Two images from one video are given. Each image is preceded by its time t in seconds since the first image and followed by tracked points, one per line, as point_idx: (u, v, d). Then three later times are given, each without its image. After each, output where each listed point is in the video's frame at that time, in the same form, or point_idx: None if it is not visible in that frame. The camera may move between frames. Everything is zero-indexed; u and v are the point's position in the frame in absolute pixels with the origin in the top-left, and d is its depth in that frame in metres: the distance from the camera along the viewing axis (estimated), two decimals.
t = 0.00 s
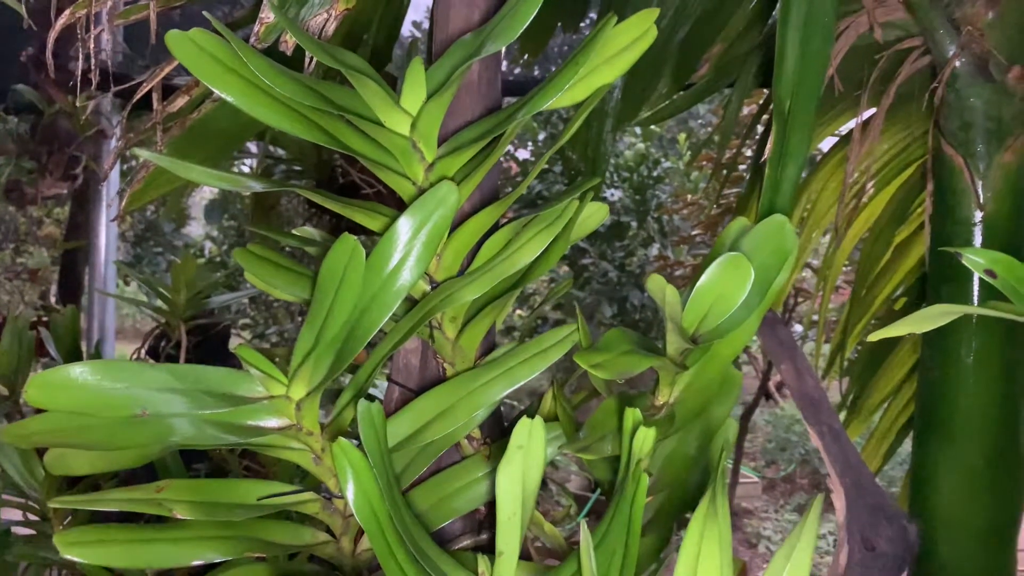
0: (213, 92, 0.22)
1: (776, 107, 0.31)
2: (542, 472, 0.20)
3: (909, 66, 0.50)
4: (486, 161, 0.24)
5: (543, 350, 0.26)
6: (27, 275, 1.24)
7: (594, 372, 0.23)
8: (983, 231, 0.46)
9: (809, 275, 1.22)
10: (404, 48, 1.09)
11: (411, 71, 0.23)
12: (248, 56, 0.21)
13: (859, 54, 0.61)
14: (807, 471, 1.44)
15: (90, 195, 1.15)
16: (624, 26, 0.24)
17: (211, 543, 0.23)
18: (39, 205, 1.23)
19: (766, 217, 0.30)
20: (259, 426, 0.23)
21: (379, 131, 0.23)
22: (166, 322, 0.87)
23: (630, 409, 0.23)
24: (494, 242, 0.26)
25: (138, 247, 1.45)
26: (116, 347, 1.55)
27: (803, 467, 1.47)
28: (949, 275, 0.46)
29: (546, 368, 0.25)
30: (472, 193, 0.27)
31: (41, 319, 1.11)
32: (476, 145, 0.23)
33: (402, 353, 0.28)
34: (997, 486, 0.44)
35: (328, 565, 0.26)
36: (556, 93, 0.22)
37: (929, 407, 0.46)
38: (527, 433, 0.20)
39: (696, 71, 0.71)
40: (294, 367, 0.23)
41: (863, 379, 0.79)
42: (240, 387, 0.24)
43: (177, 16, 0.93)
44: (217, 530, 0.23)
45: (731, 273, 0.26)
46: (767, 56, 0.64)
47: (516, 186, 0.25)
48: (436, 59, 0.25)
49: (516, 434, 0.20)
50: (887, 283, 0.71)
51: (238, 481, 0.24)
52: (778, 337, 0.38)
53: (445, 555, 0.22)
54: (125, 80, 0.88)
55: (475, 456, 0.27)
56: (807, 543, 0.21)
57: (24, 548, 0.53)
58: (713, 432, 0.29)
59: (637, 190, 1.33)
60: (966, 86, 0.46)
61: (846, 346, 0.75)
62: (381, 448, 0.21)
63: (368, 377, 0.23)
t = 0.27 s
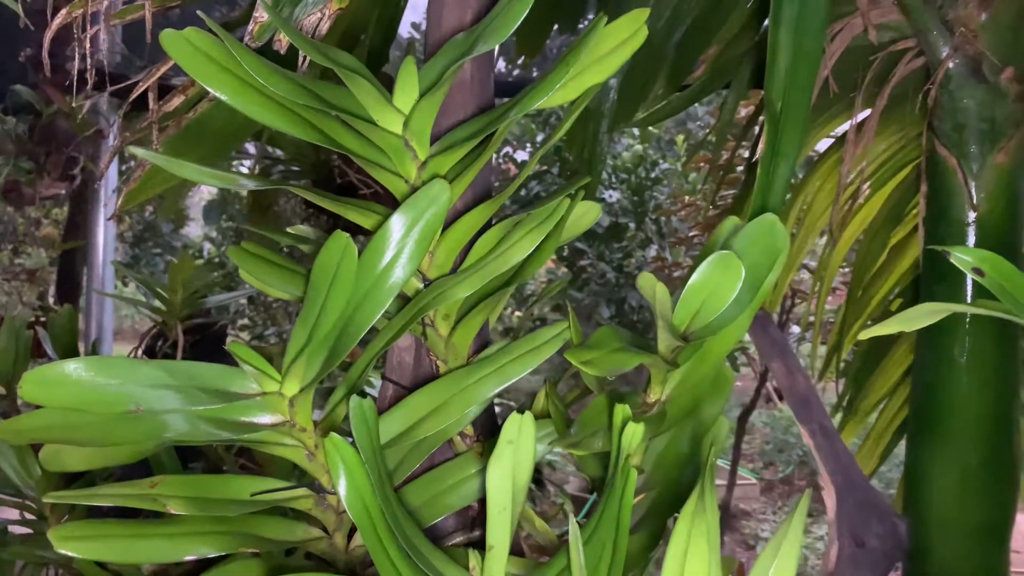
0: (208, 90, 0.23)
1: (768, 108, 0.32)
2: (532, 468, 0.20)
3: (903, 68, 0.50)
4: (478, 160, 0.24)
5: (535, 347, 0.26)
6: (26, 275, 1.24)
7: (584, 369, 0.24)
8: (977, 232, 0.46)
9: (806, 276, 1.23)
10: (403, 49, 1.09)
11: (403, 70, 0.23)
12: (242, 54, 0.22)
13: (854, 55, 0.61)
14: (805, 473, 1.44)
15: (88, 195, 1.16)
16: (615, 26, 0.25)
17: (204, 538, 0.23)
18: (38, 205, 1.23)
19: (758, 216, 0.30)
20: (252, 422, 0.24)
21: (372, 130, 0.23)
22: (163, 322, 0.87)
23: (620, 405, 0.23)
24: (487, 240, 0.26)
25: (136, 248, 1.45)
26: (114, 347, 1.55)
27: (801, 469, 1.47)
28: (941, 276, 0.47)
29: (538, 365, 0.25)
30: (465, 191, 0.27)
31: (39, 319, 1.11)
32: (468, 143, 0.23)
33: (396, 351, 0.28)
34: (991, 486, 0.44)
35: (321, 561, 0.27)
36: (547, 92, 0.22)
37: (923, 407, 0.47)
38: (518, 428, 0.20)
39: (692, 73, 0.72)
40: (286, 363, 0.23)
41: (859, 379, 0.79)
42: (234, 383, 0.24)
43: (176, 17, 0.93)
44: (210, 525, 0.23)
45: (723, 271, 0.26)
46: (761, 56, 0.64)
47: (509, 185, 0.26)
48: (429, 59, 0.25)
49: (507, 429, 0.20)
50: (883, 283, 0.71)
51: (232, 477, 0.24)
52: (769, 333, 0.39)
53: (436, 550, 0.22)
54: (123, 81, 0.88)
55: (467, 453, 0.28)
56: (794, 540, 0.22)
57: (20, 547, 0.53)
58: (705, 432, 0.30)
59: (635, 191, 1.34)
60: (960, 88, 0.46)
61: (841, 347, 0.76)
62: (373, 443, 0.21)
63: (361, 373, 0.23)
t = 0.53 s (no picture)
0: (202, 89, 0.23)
1: (761, 107, 0.32)
2: (522, 463, 0.21)
3: (898, 68, 0.51)
4: (471, 158, 0.24)
5: (527, 344, 0.26)
6: (26, 275, 1.24)
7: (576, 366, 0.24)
8: (971, 231, 0.46)
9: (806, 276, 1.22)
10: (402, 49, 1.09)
11: (396, 69, 0.23)
12: (235, 53, 0.22)
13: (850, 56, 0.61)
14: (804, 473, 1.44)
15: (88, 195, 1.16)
16: (606, 25, 0.25)
17: (198, 533, 0.23)
18: (38, 205, 1.23)
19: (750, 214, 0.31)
20: (246, 418, 0.24)
21: (365, 128, 0.23)
22: (162, 321, 0.87)
23: (610, 402, 0.24)
24: (480, 238, 0.26)
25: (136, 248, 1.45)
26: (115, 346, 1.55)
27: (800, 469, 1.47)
28: (937, 276, 0.47)
29: (530, 361, 0.26)
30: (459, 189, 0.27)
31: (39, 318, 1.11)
32: (460, 141, 0.24)
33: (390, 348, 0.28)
34: (984, 485, 0.44)
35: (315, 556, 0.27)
36: (538, 90, 0.22)
37: (918, 406, 0.47)
38: (508, 423, 0.20)
39: (690, 73, 0.72)
40: (281, 358, 0.24)
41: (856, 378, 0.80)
42: (227, 380, 0.24)
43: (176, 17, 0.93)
44: (204, 520, 0.24)
45: (715, 271, 0.26)
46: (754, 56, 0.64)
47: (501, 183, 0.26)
48: (422, 58, 0.25)
49: (497, 423, 0.20)
50: (882, 281, 0.72)
51: (226, 472, 0.25)
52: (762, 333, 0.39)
53: (428, 544, 0.23)
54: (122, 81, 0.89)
55: (460, 449, 0.28)
56: (782, 535, 0.22)
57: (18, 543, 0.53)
58: (697, 429, 0.30)
59: (635, 191, 1.34)
60: (954, 88, 0.47)
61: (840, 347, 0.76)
62: (365, 439, 0.22)
63: (354, 369, 0.23)
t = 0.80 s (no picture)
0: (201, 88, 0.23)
1: (761, 106, 0.32)
2: (520, 462, 0.21)
3: (899, 68, 0.51)
4: (470, 157, 0.24)
5: (526, 343, 0.26)
6: (29, 276, 1.25)
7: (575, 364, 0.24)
8: (972, 231, 0.46)
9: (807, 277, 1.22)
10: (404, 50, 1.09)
11: (395, 68, 0.23)
12: (234, 52, 0.22)
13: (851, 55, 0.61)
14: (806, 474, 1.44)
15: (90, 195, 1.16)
16: (604, 24, 0.25)
17: (197, 532, 0.23)
18: (41, 206, 1.23)
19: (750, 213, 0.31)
20: (245, 417, 0.24)
21: (364, 127, 0.23)
22: (163, 321, 0.87)
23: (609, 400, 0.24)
24: (479, 236, 0.26)
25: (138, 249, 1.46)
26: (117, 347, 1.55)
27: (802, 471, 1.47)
28: (938, 276, 0.47)
29: (529, 360, 0.26)
30: (458, 189, 0.27)
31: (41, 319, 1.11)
32: (459, 140, 0.24)
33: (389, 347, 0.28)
34: (985, 486, 0.44)
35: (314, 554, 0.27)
36: (537, 90, 0.22)
37: (919, 407, 0.47)
38: (506, 421, 0.20)
39: (691, 73, 0.72)
40: (280, 358, 0.23)
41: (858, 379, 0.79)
42: (226, 379, 0.24)
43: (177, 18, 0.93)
44: (203, 519, 0.24)
45: (714, 271, 0.26)
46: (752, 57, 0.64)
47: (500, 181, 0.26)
48: (421, 57, 0.25)
49: (495, 421, 0.20)
50: (882, 284, 0.72)
51: (225, 471, 0.25)
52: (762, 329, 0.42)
53: (427, 543, 0.23)
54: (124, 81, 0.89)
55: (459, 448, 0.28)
56: (781, 534, 0.22)
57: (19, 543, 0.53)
58: (697, 429, 0.30)
59: (636, 192, 1.33)
60: (955, 87, 0.47)
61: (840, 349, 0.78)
62: (364, 438, 0.22)
63: (353, 368, 0.23)
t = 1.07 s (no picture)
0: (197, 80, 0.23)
1: (761, 101, 0.32)
2: (516, 454, 0.21)
3: (900, 64, 0.50)
4: (467, 149, 0.24)
5: (524, 337, 0.26)
6: (33, 276, 1.25)
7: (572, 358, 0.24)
8: (974, 228, 0.46)
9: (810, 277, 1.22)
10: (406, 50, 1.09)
11: (392, 61, 0.23)
12: (230, 43, 0.22)
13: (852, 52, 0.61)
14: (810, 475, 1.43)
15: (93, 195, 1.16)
16: (601, 16, 0.25)
17: (192, 526, 0.23)
18: (44, 206, 1.24)
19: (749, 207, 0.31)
20: (243, 412, 0.24)
21: (360, 119, 0.23)
22: (164, 319, 0.87)
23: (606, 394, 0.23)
24: (477, 229, 0.26)
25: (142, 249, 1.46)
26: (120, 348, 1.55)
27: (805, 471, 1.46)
28: (940, 272, 0.46)
29: (527, 355, 0.25)
30: (455, 182, 0.27)
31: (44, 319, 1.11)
32: (455, 134, 0.23)
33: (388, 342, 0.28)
34: (987, 484, 0.44)
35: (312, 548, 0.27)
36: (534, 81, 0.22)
37: (921, 405, 0.47)
38: (502, 414, 0.20)
39: (692, 71, 0.72)
40: (275, 351, 0.23)
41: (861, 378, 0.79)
42: (223, 372, 0.24)
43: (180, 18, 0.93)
44: (199, 512, 0.24)
45: (712, 264, 0.26)
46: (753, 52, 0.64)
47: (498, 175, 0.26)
48: (417, 50, 0.25)
49: (490, 414, 0.20)
50: (883, 284, 0.72)
51: (222, 464, 0.25)
52: (762, 330, 0.41)
53: (423, 537, 0.22)
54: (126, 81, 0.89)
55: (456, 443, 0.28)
56: (779, 526, 0.22)
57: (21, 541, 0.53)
58: (698, 425, 0.30)
59: (639, 192, 1.33)
60: (957, 83, 0.46)
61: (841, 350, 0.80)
62: (360, 431, 0.22)
63: (350, 361, 0.23)
